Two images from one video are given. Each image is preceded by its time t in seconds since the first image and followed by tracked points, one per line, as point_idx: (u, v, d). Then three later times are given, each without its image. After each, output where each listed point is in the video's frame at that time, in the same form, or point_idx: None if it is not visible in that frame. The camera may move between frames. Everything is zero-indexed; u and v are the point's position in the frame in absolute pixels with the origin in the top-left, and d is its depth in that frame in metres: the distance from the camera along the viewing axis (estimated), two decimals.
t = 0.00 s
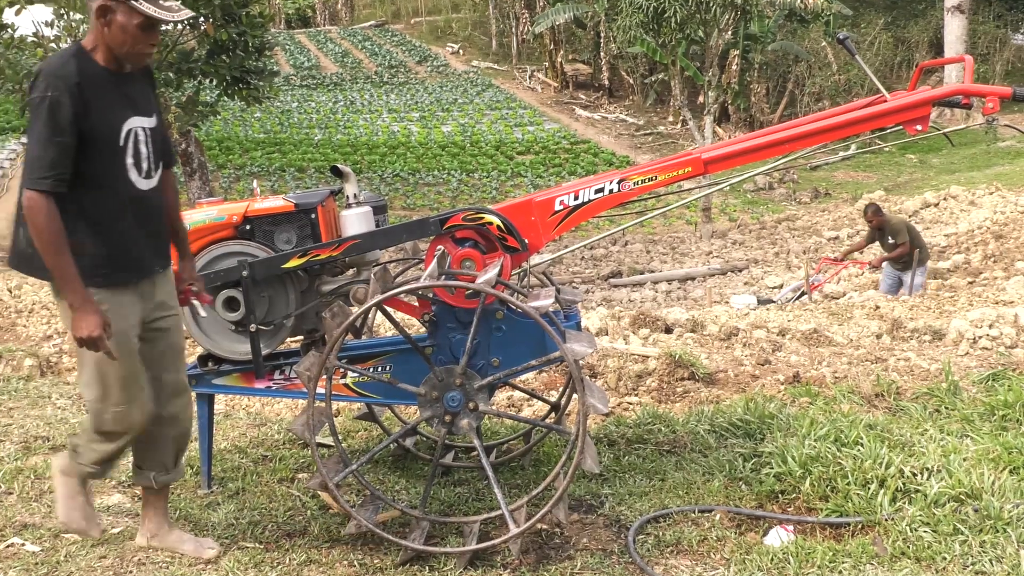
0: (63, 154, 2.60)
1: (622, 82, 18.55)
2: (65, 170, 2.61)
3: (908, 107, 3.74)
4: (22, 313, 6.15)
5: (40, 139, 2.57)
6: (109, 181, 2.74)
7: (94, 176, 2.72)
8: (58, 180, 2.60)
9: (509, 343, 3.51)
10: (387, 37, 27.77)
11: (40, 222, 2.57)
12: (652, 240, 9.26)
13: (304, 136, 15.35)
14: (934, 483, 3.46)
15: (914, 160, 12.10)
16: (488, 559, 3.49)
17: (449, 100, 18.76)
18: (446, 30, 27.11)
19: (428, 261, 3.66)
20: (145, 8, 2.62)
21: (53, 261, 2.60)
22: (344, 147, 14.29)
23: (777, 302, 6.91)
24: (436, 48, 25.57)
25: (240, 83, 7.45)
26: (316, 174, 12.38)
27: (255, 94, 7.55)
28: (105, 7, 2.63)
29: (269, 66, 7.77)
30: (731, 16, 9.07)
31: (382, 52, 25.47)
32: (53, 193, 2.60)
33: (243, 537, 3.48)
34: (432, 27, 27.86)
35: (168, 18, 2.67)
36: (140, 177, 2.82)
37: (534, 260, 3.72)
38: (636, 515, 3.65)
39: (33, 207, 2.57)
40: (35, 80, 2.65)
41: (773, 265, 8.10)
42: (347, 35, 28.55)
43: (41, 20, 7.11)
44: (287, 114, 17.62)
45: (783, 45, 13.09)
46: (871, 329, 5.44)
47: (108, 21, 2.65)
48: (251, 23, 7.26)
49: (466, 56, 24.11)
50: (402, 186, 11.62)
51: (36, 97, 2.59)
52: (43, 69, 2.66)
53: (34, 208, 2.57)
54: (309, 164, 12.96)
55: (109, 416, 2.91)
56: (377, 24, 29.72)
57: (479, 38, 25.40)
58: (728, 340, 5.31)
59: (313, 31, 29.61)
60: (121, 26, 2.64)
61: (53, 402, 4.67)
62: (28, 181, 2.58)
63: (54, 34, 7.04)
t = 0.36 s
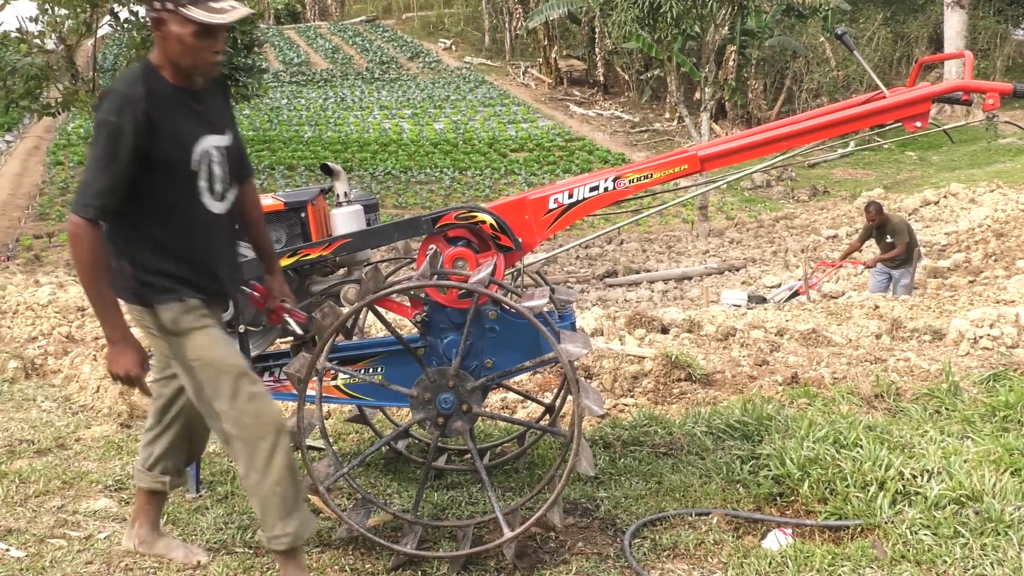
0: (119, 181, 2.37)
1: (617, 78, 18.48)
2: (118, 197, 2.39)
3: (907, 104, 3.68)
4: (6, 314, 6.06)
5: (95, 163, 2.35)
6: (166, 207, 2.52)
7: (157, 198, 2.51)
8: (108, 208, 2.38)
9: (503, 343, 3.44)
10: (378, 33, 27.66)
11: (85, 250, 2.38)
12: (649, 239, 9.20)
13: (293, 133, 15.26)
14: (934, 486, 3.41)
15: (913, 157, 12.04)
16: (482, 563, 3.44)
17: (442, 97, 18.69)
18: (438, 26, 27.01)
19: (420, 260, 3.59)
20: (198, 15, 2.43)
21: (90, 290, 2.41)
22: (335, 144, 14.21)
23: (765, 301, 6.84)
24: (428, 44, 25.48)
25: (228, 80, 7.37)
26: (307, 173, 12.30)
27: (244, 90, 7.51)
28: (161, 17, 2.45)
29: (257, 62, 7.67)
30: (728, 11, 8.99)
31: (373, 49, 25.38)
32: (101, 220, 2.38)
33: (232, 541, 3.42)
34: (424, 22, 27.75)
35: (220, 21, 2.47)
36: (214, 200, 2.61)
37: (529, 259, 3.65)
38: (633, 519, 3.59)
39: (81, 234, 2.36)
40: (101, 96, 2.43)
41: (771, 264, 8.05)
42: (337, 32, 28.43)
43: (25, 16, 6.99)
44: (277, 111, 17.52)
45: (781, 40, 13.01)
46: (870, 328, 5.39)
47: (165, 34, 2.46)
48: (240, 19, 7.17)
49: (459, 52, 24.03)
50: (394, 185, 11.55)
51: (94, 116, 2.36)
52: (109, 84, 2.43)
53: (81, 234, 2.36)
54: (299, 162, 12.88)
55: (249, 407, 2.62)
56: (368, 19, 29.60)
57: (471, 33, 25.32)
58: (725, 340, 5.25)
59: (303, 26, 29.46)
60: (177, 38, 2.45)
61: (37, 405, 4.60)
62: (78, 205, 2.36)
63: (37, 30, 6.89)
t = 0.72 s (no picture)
0: (287, 187, 2.08)
1: (615, 75, 18.41)
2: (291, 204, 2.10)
3: (909, 100, 3.63)
4: None
5: (264, 175, 2.05)
6: (325, 210, 2.22)
7: (314, 203, 2.19)
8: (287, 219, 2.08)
9: (500, 345, 3.38)
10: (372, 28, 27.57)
11: (272, 272, 2.06)
12: (647, 237, 9.15)
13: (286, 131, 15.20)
14: (937, 488, 3.35)
15: (916, 155, 11.99)
16: (478, 569, 3.38)
17: (437, 94, 18.63)
18: (434, 21, 26.91)
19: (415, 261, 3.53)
20: None
21: (279, 318, 2.10)
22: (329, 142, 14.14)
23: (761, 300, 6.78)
24: (423, 40, 25.40)
25: (219, 77, 7.21)
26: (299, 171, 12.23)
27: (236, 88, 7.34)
28: None
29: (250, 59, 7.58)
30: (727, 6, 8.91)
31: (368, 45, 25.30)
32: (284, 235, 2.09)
33: (223, 548, 3.35)
34: (418, 18, 27.66)
35: None
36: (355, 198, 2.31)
37: (525, 259, 3.59)
38: (631, 522, 3.53)
39: (266, 256, 2.05)
40: (239, 100, 2.10)
41: (771, 263, 8.00)
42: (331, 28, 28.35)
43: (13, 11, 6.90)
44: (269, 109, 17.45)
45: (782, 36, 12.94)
46: (872, 329, 5.33)
47: (309, 20, 2.15)
48: (231, 15, 7.03)
49: (454, 48, 23.95)
50: (388, 183, 11.49)
51: (248, 123, 2.05)
52: (247, 83, 2.11)
53: (265, 255, 2.06)
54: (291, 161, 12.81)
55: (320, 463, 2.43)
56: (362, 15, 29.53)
57: (466, 29, 25.24)
58: (724, 341, 5.20)
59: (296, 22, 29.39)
60: (325, 20, 2.15)
61: (25, 407, 4.53)
62: (254, 224, 2.05)
63: (25, 26, 6.78)
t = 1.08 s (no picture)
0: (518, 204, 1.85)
1: (614, 72, 18.33)
2: (521, 216, 1.87)
3: (913, 97, 3.57)
4: None
5: (496, 184, 1.82)
6: (547, 231, 2.00)
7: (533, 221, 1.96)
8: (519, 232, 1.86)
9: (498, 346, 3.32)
10: (368, 25, 27.49)
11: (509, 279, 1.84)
12: (647, 237, 9.08)
13: (280, 128, 15.14)
14: (941, 491, 3.29)
15: (920, 152, 11.93)
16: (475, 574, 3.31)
17: (433, 91, 18.57)
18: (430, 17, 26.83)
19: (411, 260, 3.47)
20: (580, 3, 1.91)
21: (532, 305, 1.86)
22: (323, 140, 14.08)
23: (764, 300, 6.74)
24: (420, 37, 25.33)
25: (212, 73, 7.13)
26: (293, 169, 12.17)
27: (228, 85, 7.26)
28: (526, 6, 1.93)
29: (243, 55, 7.51)
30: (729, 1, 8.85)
31: (363, 41, 25.23)
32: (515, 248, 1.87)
33: (215, 553, 3.28)
34: (414, 14, 27.57)
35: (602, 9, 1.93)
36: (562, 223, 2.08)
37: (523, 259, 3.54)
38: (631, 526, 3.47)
39: (501, 268, 1.82)
40: (457, 111, 1.88)
41: (773, 263, 7.94)
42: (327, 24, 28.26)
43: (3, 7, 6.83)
44: (262, 106, 17.39)
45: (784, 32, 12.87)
46: (876, 329, 5.27)
47: (532, 29, 1.94)
48: (224, 10, 6.95)
49: (451, 45, 23.89)
50: (383, 182, 11.42)
51: (475, 132, 1.83)
52: (466, 91, 1.89)
53: (498, 268, 1.83)
54: (285, 158, 12.75)
55: (444, 494, 2.13)
56: (358, 11, 29.45)
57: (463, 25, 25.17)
58: (726, 342, 5.14)
59: (290, 17, 29.28)
60: (548, 29, 1.93)
61: (14, 409, 4.47)
62: (486, 239, 1.82)
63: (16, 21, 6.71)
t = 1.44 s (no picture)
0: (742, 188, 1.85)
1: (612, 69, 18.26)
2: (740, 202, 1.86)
3: (917, 92, 3.51)
4: None
5: (720, 168, 1.83)
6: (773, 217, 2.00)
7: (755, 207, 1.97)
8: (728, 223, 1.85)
9: (494, 346, 3.27)
10: (363, 20, 27.35)
11: (682, 298, 1.86)
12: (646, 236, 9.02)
13: (273, 125, 15.06)
14: (945, 495, 3.23)
15: (924, 150, 11.87)
16: None
17: (428, 87, 18.50)
18: (425, 11, 26.70)
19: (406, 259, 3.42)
20: None
21: (667, 319, 1.89)
22: (317, 138, 14.01)
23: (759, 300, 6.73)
24: (415, 32, 25.22)
25: (204, 69, 7.06)
26: (286, 167, 12.11)
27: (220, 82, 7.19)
28: None
29: (236, 51, 7.43)
30: None
31: (357, 37, 25.13)
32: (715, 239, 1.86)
33: (207, 558, 3.22)
34: (409, 8, 27.44)
35: None
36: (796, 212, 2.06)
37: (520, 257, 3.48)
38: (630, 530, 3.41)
39: (680, 247, 1.84)
40: (706, 88, 1.90)
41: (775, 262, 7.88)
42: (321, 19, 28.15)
43: None
44: (255, 103, 17.30)
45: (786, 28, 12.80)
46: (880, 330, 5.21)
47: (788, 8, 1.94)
48: (216, 5, 6.88)
49: (446, 41, 23.78)
50: (378, 180, 11.36)
51: (720, 114, 1.85)
52: (718, 71, 1.90)
53: (683, 252, 1.84)
54: (278, 156, 12.68)
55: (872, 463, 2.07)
56: (352, 6, 29.32)
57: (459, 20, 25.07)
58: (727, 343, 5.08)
59: (283, 12, 29.15)
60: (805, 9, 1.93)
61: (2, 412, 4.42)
62: (691, 218, 1.84)
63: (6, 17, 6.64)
